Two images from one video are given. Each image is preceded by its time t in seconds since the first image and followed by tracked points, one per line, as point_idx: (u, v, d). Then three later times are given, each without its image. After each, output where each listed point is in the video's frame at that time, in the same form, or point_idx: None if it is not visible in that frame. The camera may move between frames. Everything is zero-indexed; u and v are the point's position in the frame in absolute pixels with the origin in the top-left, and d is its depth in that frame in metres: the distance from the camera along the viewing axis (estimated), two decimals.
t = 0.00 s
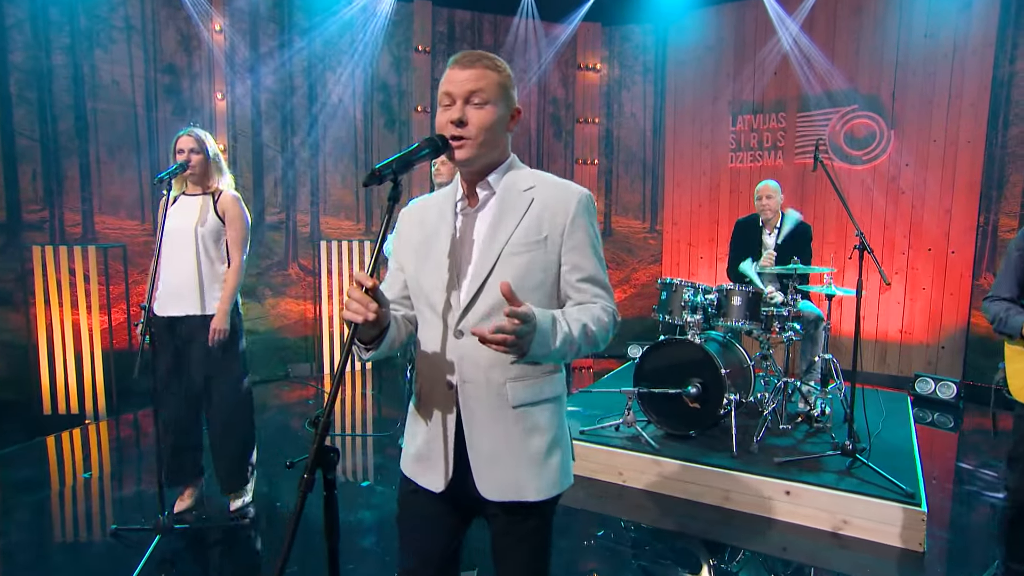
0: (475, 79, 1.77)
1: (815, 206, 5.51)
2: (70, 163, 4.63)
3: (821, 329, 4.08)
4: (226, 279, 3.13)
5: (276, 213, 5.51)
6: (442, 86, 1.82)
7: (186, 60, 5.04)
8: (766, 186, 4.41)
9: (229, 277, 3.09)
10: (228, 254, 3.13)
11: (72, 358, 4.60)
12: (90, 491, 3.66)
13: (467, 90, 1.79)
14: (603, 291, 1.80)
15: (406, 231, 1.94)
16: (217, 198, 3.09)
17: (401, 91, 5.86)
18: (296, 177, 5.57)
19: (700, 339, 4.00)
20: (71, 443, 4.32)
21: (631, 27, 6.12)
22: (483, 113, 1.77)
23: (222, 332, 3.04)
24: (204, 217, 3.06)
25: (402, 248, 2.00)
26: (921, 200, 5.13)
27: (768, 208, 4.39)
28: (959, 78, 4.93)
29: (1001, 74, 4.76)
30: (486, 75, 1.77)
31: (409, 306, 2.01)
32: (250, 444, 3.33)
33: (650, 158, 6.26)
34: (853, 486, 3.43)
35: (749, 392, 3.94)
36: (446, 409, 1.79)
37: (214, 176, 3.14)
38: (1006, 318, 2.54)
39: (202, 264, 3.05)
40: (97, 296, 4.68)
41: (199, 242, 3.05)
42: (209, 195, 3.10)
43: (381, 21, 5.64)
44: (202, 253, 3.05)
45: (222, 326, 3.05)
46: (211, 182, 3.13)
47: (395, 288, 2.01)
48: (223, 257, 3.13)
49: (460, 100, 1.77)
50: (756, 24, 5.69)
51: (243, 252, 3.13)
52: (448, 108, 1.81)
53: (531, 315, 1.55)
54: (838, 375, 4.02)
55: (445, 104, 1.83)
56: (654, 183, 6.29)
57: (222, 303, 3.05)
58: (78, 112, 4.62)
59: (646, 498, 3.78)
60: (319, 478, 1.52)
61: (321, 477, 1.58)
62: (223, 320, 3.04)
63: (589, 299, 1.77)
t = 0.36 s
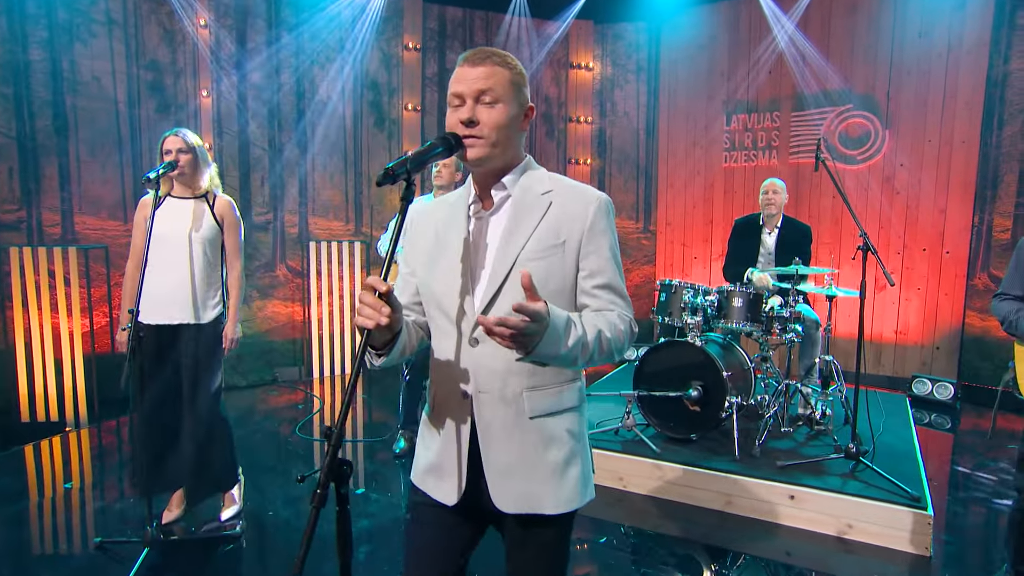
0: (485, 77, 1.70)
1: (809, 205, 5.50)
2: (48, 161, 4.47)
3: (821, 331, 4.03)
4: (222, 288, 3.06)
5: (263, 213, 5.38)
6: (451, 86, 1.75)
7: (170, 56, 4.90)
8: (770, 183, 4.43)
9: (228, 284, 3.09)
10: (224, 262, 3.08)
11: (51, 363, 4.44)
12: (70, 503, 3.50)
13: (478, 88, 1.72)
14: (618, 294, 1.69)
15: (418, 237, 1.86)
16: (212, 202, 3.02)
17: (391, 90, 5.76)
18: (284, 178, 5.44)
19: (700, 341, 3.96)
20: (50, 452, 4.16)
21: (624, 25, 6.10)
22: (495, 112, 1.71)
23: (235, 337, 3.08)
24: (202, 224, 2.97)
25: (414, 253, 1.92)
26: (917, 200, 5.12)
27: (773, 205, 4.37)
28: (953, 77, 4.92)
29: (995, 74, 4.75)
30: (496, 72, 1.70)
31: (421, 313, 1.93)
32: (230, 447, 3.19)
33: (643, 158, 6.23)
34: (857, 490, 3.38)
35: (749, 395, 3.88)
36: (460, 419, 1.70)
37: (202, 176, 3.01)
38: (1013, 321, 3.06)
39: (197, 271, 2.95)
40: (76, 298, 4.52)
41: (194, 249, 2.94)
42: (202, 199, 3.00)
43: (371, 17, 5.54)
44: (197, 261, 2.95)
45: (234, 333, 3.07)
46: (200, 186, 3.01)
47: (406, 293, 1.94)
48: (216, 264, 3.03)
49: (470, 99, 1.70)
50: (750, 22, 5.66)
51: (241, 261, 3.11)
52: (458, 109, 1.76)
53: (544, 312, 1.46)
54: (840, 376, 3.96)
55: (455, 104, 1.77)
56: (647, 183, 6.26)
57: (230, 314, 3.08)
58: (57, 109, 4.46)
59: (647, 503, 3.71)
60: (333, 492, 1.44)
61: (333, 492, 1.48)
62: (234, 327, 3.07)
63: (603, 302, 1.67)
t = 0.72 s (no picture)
0: (496, 78, 1.68)
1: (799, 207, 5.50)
2: (20, 161, 4.30)
3: (817, 333, 4.02)
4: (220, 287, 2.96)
5: (247, 214, 5.25)
6: (457, 84, 1.71)
7: (149, 54, 4.76)
8: (779, 184, 4.35)
9: (228, 283, 3.04)
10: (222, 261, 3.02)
11: (25, 371, 4.27)
12: (47, 517, 3.36)
13: (491, 88, 1.69)
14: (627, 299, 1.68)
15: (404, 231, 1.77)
16: (205, 198, 2.92)
17: (378, 89, 5.66)
18: (268, 180, 5.33)
19: (697, 344, 3.86)
20: (25, 463, 4.00)
21: (613, 25, 6.06)
22: (508, 115, 1.69)
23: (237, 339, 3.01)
24: (199, 219, 2.89)
25: (408, 257, 1.89)
26: (906, 202, 5.13)
27: (778, 205, 4.31)
28: (941, 79, 4.94)
29: (983, 76, 4.77)
30: (510, 74, 1.69)
31: (413, 320, 1.90)
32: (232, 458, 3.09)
33: (633, 159, 6.19)
34: (857, 494, 3.35)
35: (746, 398, 3.83)
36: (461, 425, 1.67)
37: (192, 173, 2.92)
38: (1008, 318, 3.03)
39: (182, 270, 2.84)
40: (51, 304, 4.35)
41: (180, 247, 2.85)
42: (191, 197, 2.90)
43: (358, 15, 5.46)
44: (183, 260, 2.85)
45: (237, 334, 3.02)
46: (189, 184, 2.92)
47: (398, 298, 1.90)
48: (214, 261, 2.94)
49: (483, 99, 1.67)
50: (739, 23, 5.65)
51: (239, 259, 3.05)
52: (467, 107, 1.70)
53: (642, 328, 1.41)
54: (835, 378, 3.96)
55: (462, 102, 1.71)
56: (636, 185, 6.23)
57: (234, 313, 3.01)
58: (30, 107, 4.30)
59: (644, 510, 3.65)
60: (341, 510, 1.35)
61: (342, 509, 1.41)
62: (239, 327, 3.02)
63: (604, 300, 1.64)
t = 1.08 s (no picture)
0: (501, 78, 1.59)
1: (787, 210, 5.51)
2: None
3: (812, 338, 4.01)
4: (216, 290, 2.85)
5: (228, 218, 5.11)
6: (460, 85, 1.62)
7: (126, 53, 4.61)
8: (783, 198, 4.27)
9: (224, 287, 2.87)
10: (216, 262, 2.86)
11: None
12: (20, 535, 3.21)
13: (497, 89, 1.60)
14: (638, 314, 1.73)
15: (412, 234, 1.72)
16: (192, 202, 2.80)
17: (362, 91, 5.56)
18: (249, 181, 5.20)
19: (691, 350, 3.86)
20: None
21: (600, 26, 6.03)
22: (515, 117, 1.60)
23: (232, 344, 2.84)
24: (185, 224, 2.76)
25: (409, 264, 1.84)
26: (892, 205, 5.16)
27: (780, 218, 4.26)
28: (927, 83, 4.97)
29: (967, 81, 4.81)
30: (516, 74, 1.60)
31: (414, 329, 1.85)
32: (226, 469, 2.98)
33: (620, 161, 6.16)
34: (855, 500, 3.33)
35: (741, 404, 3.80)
36: (467, 439, 1.65)
37: (179, 177, 2.82)
38: (994, 319, 3.11)
39: (168, 279, 2.73)
40: (23, 311, 4.18)
41: (166, 255, 2.74)
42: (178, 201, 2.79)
43: (342, 15, 5.36)
44: (169, 267, 2.73)
45: (230, 339, 2.85)
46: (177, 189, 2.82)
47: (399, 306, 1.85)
48: (204, 267, 2.82)
49: (489, 102, 1.59)
50: (726, 26, 5.65)
51: (234, 257, 2.88)
52: (472, 109, 1.60)
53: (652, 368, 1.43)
54: (830, 383, 3.95)
55: (466, 103, 1.61)
56: (624, 187, 6.20)
57: (227, 318, 2.85)
58: None
59: (640, 517, 3.59)
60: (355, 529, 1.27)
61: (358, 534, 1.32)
62: (231, 332, 2.84)
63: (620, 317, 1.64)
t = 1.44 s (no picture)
0: (516, 79, 1.49)
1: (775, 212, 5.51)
2: None
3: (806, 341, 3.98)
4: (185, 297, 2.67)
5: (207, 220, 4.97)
6: (470, 84, 1.52)
7: (100, 49, 4.45)
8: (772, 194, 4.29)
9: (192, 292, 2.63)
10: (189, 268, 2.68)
11: None
12: None
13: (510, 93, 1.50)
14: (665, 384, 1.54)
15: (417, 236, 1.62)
16: (168, 205, 2.63)
17: (346, 90, 5.45)
18: (228, 182, 5.05)
19: (686, 354, 3.83)
20: None
21: (589, 27, 5.97)
22: (531, 121, 1.50)
23: (174, 358, 2.55)
24: (161, 229, 2.61)
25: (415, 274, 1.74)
26: (881, 207, 5.17)
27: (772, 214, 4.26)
28: (913, 85, 5.00)
29: (954, 84, 4.85)
30: (531, 76, 1.50)
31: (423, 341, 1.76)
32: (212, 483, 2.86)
33: (607, 163, 6.12)
34: (855, 506, 3.30)
35: (736, 409, 3.75)
36: (477, 456, 1.55)
37: (160, 180, 2.68)
38: (972, 321, 3.02)
39: (152, 289, 2.61)
40: None
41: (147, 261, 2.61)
42: (156, 204, 2.64)
43: (326, 14, 5.26)
44: (152, 274, 2.62)
45: (175, 351, 2.55)
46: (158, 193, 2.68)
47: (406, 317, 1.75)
48: (180, 274, 2.67)
49: (504, 105, 1.49)
50: (714, 27, 5.62)
51: (205, 263, 2.66)
52: (486, 113, 1.50)
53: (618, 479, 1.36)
54: (825, 388, 3.92)
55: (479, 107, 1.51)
56: (611, 189, 6.15)
57: (176, 326, 2.56)
58: None
59: (638, 526, 3.51)
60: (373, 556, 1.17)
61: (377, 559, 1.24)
62: (177, 341, 2.55)
63: (631, 437, 1.44)
